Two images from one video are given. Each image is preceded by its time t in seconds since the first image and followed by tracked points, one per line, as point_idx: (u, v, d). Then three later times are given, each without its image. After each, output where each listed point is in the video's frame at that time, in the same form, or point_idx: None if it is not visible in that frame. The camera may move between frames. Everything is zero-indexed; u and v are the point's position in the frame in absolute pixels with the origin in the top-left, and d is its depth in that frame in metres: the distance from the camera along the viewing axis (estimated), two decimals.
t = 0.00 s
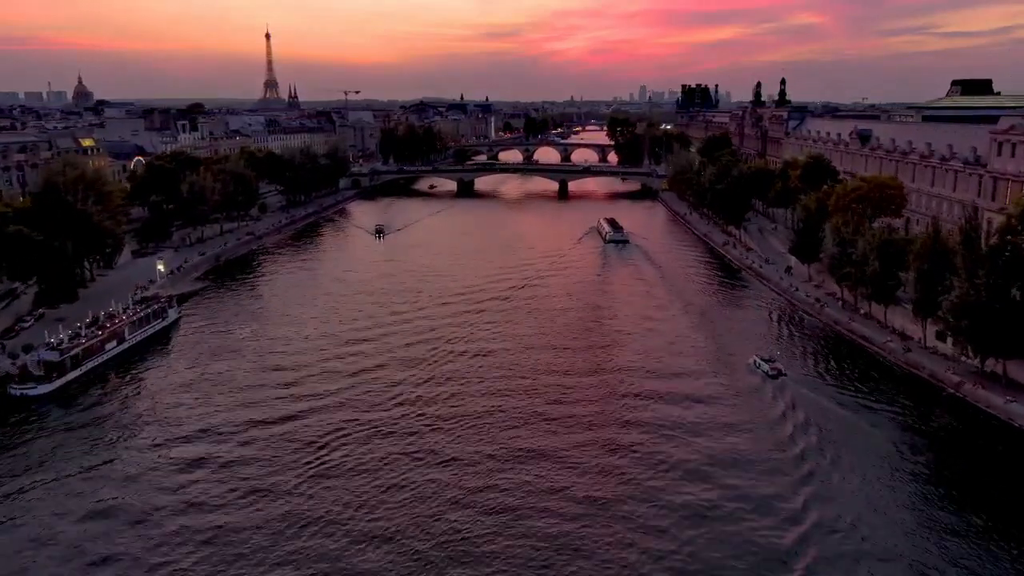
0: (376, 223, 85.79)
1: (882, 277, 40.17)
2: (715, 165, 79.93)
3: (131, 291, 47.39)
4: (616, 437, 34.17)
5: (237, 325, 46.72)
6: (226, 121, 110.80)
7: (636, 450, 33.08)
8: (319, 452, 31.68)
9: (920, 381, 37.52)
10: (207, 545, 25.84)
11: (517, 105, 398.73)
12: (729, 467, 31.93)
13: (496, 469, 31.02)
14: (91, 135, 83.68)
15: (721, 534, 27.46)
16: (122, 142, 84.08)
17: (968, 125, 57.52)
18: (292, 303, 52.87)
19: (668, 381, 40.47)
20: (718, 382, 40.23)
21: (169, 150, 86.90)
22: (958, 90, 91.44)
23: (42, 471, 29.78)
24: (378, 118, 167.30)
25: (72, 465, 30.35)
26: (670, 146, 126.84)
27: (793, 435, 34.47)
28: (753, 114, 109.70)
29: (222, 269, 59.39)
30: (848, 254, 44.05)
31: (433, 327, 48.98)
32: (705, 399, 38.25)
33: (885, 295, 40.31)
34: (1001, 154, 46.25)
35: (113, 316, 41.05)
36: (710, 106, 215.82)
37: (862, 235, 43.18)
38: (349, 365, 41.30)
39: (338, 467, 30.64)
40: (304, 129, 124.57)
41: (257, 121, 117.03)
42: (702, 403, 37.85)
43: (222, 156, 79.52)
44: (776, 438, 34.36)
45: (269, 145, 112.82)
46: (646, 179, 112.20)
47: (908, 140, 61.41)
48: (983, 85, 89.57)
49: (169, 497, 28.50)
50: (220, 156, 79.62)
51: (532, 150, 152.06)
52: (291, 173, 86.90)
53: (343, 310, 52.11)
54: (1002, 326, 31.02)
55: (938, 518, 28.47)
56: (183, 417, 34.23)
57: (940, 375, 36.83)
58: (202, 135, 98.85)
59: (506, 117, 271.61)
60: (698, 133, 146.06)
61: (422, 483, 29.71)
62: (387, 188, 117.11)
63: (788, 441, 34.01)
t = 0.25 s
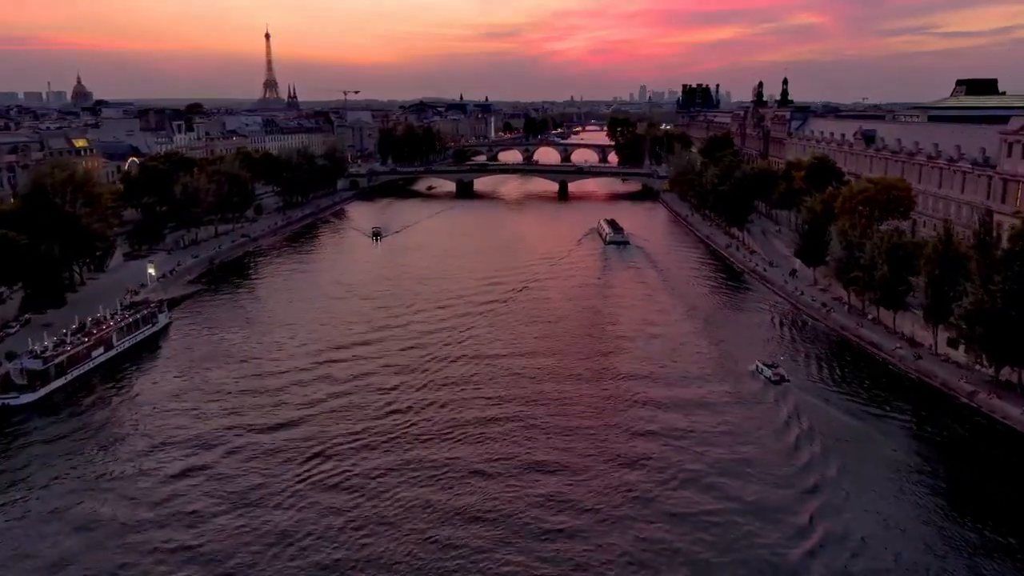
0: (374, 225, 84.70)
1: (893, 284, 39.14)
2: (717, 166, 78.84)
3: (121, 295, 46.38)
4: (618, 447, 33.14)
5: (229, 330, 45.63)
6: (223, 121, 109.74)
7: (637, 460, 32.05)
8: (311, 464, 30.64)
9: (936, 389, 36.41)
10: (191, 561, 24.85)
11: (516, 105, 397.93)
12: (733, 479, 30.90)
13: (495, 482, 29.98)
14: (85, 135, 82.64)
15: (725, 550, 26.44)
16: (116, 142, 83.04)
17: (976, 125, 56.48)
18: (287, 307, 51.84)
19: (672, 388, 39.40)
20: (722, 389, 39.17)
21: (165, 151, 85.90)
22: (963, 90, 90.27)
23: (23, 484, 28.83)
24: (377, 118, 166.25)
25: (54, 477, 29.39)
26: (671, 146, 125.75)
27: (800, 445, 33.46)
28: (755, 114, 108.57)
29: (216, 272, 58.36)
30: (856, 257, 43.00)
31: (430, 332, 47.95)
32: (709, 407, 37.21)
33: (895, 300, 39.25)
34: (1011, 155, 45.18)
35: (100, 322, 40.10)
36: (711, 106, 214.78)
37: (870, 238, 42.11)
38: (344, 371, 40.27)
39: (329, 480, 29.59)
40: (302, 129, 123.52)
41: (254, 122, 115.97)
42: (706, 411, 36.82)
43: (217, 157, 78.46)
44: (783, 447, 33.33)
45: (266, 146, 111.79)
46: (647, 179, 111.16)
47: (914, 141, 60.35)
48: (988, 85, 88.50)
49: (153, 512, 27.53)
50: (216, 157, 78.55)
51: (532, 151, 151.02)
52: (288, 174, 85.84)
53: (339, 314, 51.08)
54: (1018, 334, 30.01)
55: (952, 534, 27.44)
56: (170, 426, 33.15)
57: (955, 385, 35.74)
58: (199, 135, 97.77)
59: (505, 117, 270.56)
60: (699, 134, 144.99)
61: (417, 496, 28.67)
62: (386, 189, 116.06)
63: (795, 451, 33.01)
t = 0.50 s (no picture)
0: (371, 227, 83.56)
1: (903, 289, 38.01)
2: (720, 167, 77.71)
3: (110, 300, 45.35)
4: (617, 457, 32.12)
5: (220, 336, 44.60)
6: (219, 121, 108.69)
7: (637, 472, 31.05)
8: (299, 476, 29.61)
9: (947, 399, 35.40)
10: None
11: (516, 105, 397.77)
12: (736, 491, 29.88)
13: (489, 495, 28.96)
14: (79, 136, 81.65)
15: (728, 569, 25.44)
16: (110, 143, 82.01)
17: (985, 126, 55.34)
18: (281, 311, 50.81)
19: (673, 395, 38.35)
20: (724, 396, 38.14)
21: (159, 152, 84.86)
22: (968, 90, 89.09)
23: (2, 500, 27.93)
24: (376, 118, 165.21)
25: (34, 493, 28.49)
26: (671, 146, 124.62)
27: (805, 455, 32.46)
28: (757, 113, 107.40)
29: (209, 275, 57.35)
30: (864, 261, 41.87)
31: (426, 337, 46.92)
32: (711, 415, 36.18)
33: (904, 306, 38.15)
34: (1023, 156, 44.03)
35: (86, 329, 39.18)
36: (713, 105, 213.68)
37: (879, 241, 40.96)
38: (337, 378, 39.21)
39: (318, 495, 28.56)
40: (300, 129, 122.47)
41: (251, 122, 114.91)
42: (708, 419, 35.79)
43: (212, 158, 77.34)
44: (787, 457, 32.32)
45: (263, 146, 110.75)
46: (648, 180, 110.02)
47: (921, 141, 59.22)
48: (994, 84, 87.30)
49: (134, 530, 26.53)
50: (210, 158, 77.42)
51: (531, 151, 150.02)
52: (284, 175, 84.70)
53: (334, 318, 50.06)
54: None
55: (964, 552, 26.44)
56: (155, 438, 32.09)
57: (967, 395, 34.65)
58: (194, 136, 96.72)
59: (506, 117, 269.44)
60: (701, 133, 143.84)
61: (408, 511, 27.65)
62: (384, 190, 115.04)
63: (799, 461, 32.00)
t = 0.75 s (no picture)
0: (369, 229, 82.58)
1: (913, 294, 37.07)
2: (722, 168, 76.65)
3: (100, 305, 44.41)
4: (617, 467, 31.33)
5: (213, 341, 43.76)
6: (216, 122, 107.88)
7: (638, 482, 30.28)
8: (292, 488, 28.88)
9: (957, 407, 34.59)
10: None
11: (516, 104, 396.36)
12: (739, 502, 29.12)
13: (486, 506, 28.19)
14: (73, 138, 80.68)
15: None
16: (105, 144, 81.05)
17: (993, 126, 54.29)
18: (276, 315, 49.89)
19: (675, 401, 37.53)
20: (727, 403, 37.32)
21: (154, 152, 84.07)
22: (972, 89, 88.07)
23: None
24: (375, 119, 164.17)
25: (18, 507, 27.68)
26: (671, 146, 123.67)
27: (810, 464, 31.70)
28: (759, 114, 106.46)
29: (204, 278, 56.43)
30: (871, 265, 40.86)
31: (423, 341, 46.01)
32: (714, 422, 35.38)
33: (914, 311, 37.17)
34: None
35: (74, 335, 38.42)
36: (713, 105, 212.58)
37: (887, 245, 39.93)
38: (331, 385, 38.33)
39: (310, 507, 27.82)
40: (298, 130, 121.65)
41: (248, 122, 113.89)
42: (710, 426, 35.00)
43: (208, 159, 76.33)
44: (792, 466, 31.58)
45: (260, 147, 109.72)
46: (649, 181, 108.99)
47: (928, 142, 58.18)
48: (999, 83, 86.27)
49: (118, 545, 25.72)
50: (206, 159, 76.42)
51: (531, 151, 149.17)
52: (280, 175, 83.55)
53: (330, 322, 49.13)
54: None
55: (977, 567, 25.65)
56: (143, 448, 31.41)
57: (979, 403, 33.76)
58: (191, 137, 95.69)
59: (505, 117, 268.39)
60: (702, 134, 142.80)
61: (402, 524, 26.89)
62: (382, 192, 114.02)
63: (804, 471, 31.25)
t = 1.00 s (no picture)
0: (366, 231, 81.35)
1: (926, 301, 35.91)
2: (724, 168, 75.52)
3: (88, 311, 43.49)
4: (617, 481, 30.43)
5: (204, 348, 42.78)
6: (212, 122, 106.76)
7: (638, 497, 29.39)
8: (281, 507, 28.04)
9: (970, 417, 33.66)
10: None
11: (516, 103, 395.14)
12: (743, 519, 28.27)
13: (482, 526, 27.34)
14: (66, 139, 79.60)
15: None
16: (98, 146, 79.97)
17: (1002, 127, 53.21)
18: (270, 320, 48.90)
19: (678, 410, 36.55)
20: (730, 412, 36.37)
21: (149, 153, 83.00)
22: (978, 89, 86.85)
23: None
24: (373, 118, 162.91)
25: None
26: (673, 147, 122.49)
27: (816, 478, 30.86)
28: (761, 113, 105.26)
29: (197, 282, 55.47)
30: (880, 270, 39.77)
31: (420, 347, 45.00)
32: (717, 432, 34.47)
33: (925, 318, 36.09)
34: None
35: (58, 343, 37.68)
36: (714, 105, 211.32)
37: (898, 249, 38.78)
38: (325, 393, 37.42)
39: (299, 527, 26.98)
40: (295, 130, 120.54)
41: (245, 122, 112.73)
42: (712, 437, 34.11)
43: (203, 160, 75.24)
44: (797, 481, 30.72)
45: (257, 147, 108.63)
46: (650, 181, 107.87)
47: (935, 144, 57.07)
48: (1006, 83, 85.11)
49: (100, 568, 24.88)
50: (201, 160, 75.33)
51: (532, 151, 148.06)
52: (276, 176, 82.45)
53: (325, 327, 48.16)
54: None
55: None
56: (128, 465, 30.56)
57: (989, 415, 32.86)
58: (186, 137, 94.58)
59: (505, 117, 267.06)
60: (703, 133, 141.60)
61: (395, 546, 26.06)
62: (380, 192, 112.96)
63: (810, 485, 30.40)
